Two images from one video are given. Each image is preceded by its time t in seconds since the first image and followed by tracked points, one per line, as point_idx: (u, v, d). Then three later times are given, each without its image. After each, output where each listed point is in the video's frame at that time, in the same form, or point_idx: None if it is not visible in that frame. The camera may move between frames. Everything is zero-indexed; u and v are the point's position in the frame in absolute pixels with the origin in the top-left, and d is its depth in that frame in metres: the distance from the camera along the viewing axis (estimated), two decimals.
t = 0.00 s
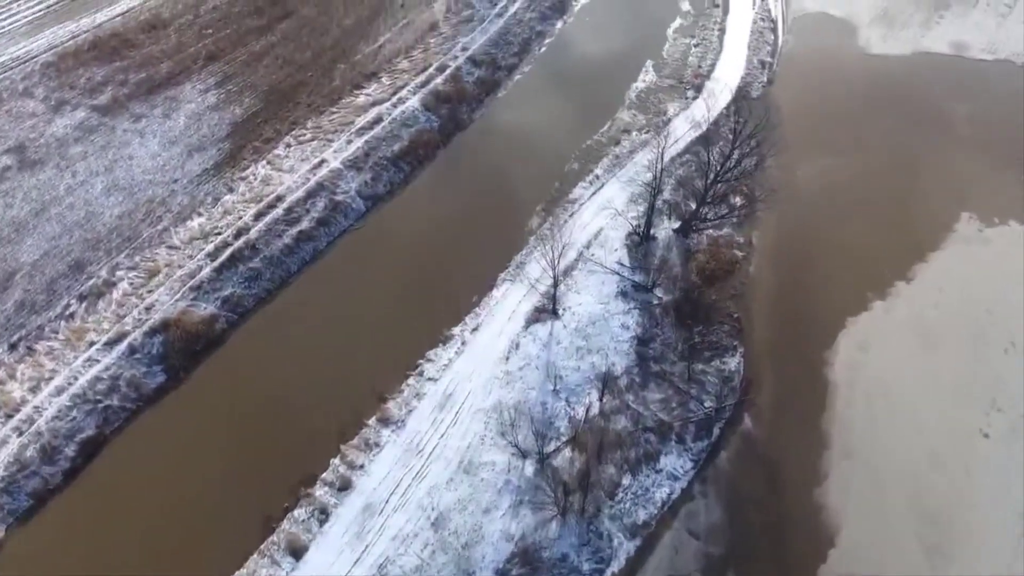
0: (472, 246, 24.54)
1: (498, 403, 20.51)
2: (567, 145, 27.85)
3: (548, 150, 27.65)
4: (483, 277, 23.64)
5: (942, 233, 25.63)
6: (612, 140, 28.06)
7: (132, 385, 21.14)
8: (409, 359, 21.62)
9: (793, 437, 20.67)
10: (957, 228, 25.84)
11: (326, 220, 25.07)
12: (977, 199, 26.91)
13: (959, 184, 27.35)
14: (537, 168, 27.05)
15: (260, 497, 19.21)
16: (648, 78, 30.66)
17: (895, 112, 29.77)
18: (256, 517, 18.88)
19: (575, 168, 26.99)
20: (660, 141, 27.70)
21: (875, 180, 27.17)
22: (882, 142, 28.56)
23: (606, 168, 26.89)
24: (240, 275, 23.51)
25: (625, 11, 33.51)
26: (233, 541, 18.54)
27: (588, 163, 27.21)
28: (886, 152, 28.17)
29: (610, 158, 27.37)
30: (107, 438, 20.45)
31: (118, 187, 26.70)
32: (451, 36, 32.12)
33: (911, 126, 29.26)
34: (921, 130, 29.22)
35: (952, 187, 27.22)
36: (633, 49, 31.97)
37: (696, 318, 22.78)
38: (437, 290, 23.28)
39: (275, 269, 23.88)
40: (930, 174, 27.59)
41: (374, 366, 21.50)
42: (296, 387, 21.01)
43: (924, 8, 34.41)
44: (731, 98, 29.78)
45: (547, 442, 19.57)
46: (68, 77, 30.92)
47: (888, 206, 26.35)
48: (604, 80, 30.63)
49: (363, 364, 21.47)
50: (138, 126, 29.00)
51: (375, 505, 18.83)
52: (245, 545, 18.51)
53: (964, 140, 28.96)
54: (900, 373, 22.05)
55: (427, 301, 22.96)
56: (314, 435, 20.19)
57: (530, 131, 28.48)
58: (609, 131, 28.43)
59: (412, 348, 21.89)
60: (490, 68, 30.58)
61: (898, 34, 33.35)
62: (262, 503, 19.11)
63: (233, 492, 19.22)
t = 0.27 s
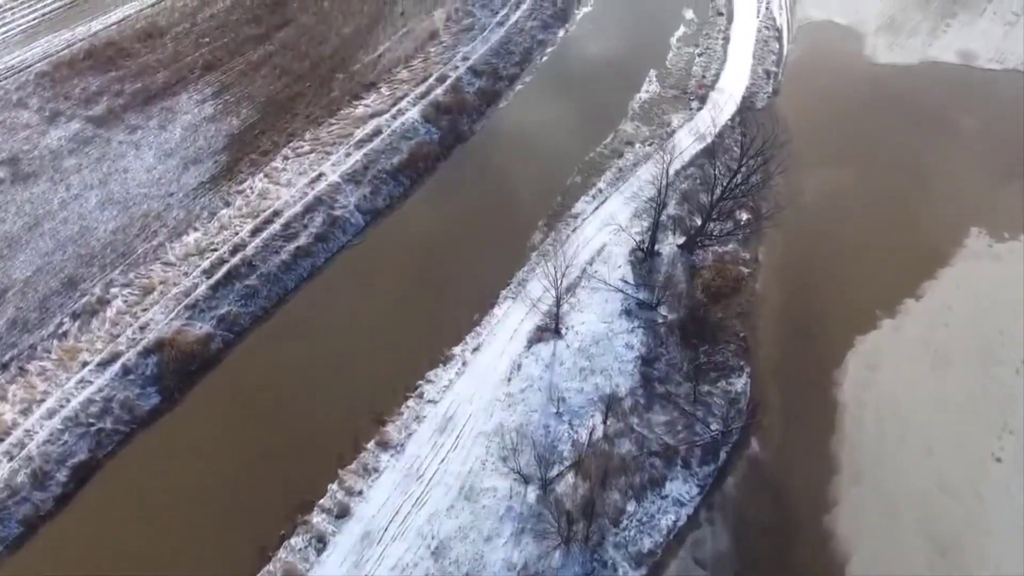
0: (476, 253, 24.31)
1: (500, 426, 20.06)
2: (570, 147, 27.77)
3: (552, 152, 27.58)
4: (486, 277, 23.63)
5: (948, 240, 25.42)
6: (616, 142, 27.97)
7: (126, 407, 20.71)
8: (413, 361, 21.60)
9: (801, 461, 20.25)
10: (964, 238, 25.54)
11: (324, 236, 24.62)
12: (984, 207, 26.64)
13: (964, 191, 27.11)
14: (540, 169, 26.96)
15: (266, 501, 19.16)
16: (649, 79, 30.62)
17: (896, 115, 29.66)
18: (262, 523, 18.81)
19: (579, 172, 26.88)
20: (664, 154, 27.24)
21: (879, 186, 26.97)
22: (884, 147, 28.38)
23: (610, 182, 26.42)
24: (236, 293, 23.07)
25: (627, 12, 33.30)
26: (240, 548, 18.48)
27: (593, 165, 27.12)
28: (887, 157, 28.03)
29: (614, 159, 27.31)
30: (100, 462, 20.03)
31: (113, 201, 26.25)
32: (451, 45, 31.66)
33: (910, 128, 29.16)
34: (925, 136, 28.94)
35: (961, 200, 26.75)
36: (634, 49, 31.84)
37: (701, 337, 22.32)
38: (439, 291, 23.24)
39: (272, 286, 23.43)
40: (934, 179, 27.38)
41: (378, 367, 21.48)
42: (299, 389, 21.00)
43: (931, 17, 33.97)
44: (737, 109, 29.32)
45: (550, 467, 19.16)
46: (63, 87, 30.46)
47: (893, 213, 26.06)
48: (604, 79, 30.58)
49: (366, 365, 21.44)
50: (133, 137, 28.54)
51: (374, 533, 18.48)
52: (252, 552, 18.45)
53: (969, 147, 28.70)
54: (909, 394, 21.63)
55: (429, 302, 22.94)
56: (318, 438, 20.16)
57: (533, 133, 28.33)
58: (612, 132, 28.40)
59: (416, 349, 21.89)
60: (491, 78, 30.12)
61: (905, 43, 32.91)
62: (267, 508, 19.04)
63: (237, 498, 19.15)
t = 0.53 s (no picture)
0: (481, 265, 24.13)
1: (501, 450, 19.67)
2: (570, 148, 27.78)
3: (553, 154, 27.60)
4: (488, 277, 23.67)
5: (953, 250, 25.19)
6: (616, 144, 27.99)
7: (120, 430, 20.30)
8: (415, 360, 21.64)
9: (809, 486, 19.87)
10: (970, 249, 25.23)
11: (321, 252, 24.15)
12: (990, 215, 26.33)
13: (969, 198, 26.84)
14: (540, 171, 27.01)
15: (269, 503, 19.17)
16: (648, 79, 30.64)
17: (898, 120, 29.37)
18: (265, 524, 18.82)
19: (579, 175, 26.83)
20: (668, 167, 26.79)
21: (882, 193, 26.68)
22: (887, 153, 28.08)
23: (613, 196, 25.96)
24: (232, 311, 22.60)
25: (627, 15, 33.25)
26: (243, 550, 18.48)
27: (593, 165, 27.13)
28: (889, 162, 27.77)
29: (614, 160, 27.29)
30: (93, 487, 19.62)
31: (107, 215, 25.79)
32: (451, 54, 31.20)
33: (912, 133, 28.90)
34: (930, 143, 28.63)
35: (971, 213, 26.30)
36: (634, 50, 31.85)
37: (707, 358, 21.89)
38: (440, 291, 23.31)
39: (269, 304, 22.97)
40: (937, 186, 27.11)
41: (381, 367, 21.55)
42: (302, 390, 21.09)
43: (938, 25, 33.52)
44: (741, 119, 28.86)
45: (553, 493, 18.78)
46: (57, 97, 29.99)
47: (897, 222, 25.76)
48: (604, 80, 30.59)
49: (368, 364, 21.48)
50: (128, 149, 28.09)
51: (373, 561, 18.16)
52: (256, 554, 18.45)
53: (975, 154, 28.40)
54: (920, 413, 21.19)
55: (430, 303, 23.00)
56: (321, 438, 20.21)
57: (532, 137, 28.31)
58: (612, 132, 28.42)
59: (417, 348, 21.94)
60: (492, 88, 29.66)
61: (911, 52, 32.46)
62: (270, 510, 19.05)
63: (239, 500, 19.15)
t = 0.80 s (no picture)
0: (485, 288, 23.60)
1: (503, 475, 19.25)
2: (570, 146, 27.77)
3: (552, 152, 27.59)
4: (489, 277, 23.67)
5: (958, 258, 24.87)
6: (616, 145, 28.00)
7: (113, 454, 19.87)
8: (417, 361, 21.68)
9: (816, 514, 19.58)
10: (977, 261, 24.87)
11: (320, 268, 23.70)
12: (997, 224, 25.95)
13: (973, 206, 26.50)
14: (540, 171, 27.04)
15: (269, 507, 19.25)
16: (650, 80, 30.56)
17: (900, 125, 29.08)
18: (265, 529, 18.90)
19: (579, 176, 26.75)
20: (672, 182, 26.36)
21: (884, 199, 26.37)
22: (889, 159, 27.76)
23: (616, 210, 25.49)
24: (228, 330, 22.15)
25: (627, 17, 33.09)
26: (242, 555, 18.59)
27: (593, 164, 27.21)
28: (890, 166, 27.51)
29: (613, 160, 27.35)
30: (86, 513, 19.23)
31: (101, 229, 25.34)
32: (452, 63, 30.73)
33: (914, 138, 28.60)
34: (934, 150, 28.30)
35: (982, 226, 25.83)
36: (636, 49, 31.77)
37: (712, 379, 21.47)
38: (443, 294, 23.39)
39: (266, 322, 22.49)
40: (941, 192, 26.81)
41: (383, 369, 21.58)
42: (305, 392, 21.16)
43: (945, 34, 33.10)
44: (747, 131, 28.40)
45: (556, 522, 18.40)
46: (51, 107, 29.50)
47: (902, 230, 25.40)
48: (606, 81, 30.47)
49: (370, 366, 21.52)
50: (123, 162, 27.62)
51: None
52: (255, 559, 18.56)
53: (980, 161, 28.05)
54: (930, 437, 20.87)
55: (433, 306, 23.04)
56: (323, 441, 20.25)
57: (532, 138, 28.28)
58: (613, 131, 28.43)
59: (419, 350, 21.98)
60: (493, 99, 29.19)
61: (919, 61, 32.02)
62: (270, 514, 19.11)
63: (239, 506, 19.20)
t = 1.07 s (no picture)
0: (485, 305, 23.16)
1: (504, 498, 18.95)
2: (572, 150, 27.69)
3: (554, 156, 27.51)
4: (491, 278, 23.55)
5: (962, 265, 24.69)
6: (619, 150, 27.81)
7: (106, 476, 19.49)
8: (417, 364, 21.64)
9: (825, 538, 19.24)
10: (982, 268, 24.67)
11: (318, 283, 23.29)
12: (1001, 231, 25.76)
13: (976, 211, 26.36)
14: (542, 174, 26.93)
15: (270, 510, 19.19)
16: (651, 79, 30.46)
17: (904, 129, 28.91)
18: (265, 532, 18.84)
19: (582, 180, 26.68)
20: (674, 195, 26.00)
21: (887, 204, 26.18)
22: (890, 163, 27.58)
23: (619, 223, 25.10)
24: (224, 347, 21.74)
25: (627, 17, 32.95)
26: (242, 558, 18.53)
27: (596, 168, 27.10)
28: (891, 170, 27.34)
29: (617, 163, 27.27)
30: (79, 537, 18.89)
31: (96, 243, 24.96)
32: (452, 72, 30.34)
33: (916, 141, 28.42)
34: (938, 154, 28.10)
35: (991, 237, 25.52)
36: (635, 49, 31.67)
37: (718, 397, 21.02)
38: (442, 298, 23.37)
39: (262, 338, 22.09)
40: (944, 198, 26.64)
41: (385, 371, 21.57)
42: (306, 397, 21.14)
43: (951, 41, 32.73)
44: (751, 142, 28.01)
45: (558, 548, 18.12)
46: (46, 117, 29.04)
47: (904, 235, 25.21)
48: (606, 81, 30.41)
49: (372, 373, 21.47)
50: (119, 173, 27.23)
51: None
52: (255, 561, 18.51)
53: (984, 166, 27.85)
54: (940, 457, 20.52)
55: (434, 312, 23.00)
56: (326, 445, 20.21)
57: (532, 142, 28.09)
58: (614, 132, 28.36)
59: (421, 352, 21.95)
60: (494, 108, 28.79)
61: (925, 69, 31.64)
62: (270, 518, 19.05)
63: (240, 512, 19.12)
